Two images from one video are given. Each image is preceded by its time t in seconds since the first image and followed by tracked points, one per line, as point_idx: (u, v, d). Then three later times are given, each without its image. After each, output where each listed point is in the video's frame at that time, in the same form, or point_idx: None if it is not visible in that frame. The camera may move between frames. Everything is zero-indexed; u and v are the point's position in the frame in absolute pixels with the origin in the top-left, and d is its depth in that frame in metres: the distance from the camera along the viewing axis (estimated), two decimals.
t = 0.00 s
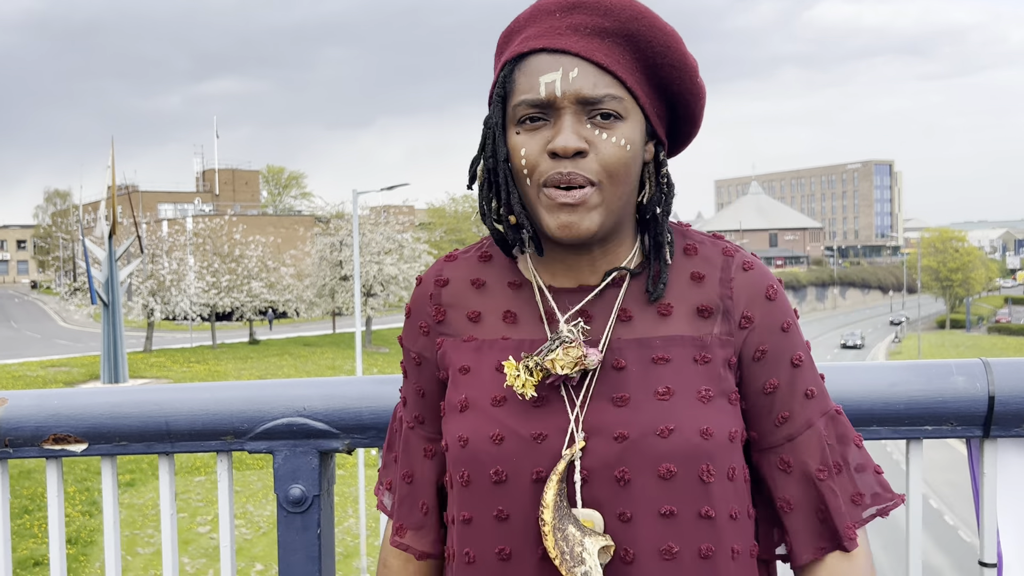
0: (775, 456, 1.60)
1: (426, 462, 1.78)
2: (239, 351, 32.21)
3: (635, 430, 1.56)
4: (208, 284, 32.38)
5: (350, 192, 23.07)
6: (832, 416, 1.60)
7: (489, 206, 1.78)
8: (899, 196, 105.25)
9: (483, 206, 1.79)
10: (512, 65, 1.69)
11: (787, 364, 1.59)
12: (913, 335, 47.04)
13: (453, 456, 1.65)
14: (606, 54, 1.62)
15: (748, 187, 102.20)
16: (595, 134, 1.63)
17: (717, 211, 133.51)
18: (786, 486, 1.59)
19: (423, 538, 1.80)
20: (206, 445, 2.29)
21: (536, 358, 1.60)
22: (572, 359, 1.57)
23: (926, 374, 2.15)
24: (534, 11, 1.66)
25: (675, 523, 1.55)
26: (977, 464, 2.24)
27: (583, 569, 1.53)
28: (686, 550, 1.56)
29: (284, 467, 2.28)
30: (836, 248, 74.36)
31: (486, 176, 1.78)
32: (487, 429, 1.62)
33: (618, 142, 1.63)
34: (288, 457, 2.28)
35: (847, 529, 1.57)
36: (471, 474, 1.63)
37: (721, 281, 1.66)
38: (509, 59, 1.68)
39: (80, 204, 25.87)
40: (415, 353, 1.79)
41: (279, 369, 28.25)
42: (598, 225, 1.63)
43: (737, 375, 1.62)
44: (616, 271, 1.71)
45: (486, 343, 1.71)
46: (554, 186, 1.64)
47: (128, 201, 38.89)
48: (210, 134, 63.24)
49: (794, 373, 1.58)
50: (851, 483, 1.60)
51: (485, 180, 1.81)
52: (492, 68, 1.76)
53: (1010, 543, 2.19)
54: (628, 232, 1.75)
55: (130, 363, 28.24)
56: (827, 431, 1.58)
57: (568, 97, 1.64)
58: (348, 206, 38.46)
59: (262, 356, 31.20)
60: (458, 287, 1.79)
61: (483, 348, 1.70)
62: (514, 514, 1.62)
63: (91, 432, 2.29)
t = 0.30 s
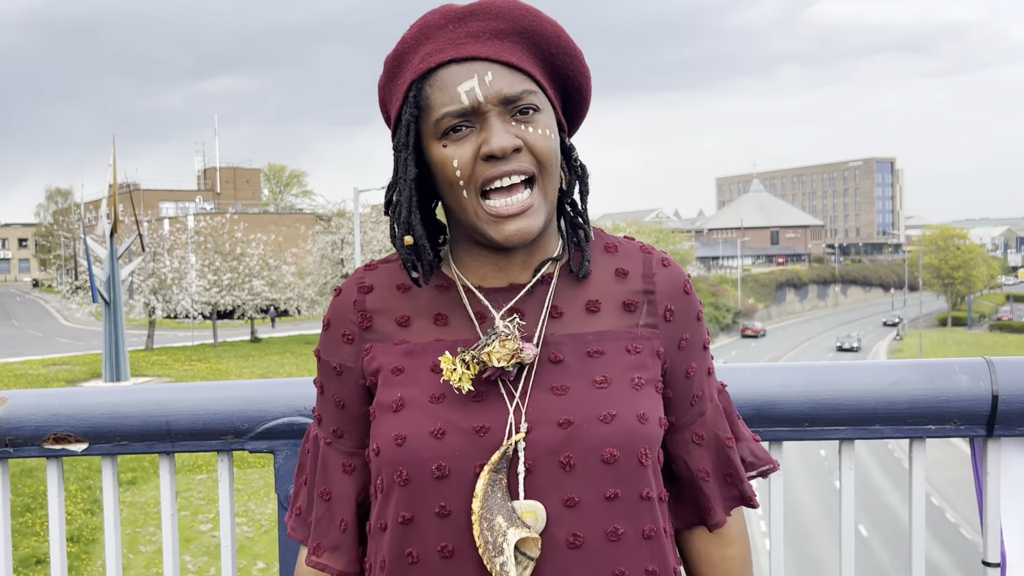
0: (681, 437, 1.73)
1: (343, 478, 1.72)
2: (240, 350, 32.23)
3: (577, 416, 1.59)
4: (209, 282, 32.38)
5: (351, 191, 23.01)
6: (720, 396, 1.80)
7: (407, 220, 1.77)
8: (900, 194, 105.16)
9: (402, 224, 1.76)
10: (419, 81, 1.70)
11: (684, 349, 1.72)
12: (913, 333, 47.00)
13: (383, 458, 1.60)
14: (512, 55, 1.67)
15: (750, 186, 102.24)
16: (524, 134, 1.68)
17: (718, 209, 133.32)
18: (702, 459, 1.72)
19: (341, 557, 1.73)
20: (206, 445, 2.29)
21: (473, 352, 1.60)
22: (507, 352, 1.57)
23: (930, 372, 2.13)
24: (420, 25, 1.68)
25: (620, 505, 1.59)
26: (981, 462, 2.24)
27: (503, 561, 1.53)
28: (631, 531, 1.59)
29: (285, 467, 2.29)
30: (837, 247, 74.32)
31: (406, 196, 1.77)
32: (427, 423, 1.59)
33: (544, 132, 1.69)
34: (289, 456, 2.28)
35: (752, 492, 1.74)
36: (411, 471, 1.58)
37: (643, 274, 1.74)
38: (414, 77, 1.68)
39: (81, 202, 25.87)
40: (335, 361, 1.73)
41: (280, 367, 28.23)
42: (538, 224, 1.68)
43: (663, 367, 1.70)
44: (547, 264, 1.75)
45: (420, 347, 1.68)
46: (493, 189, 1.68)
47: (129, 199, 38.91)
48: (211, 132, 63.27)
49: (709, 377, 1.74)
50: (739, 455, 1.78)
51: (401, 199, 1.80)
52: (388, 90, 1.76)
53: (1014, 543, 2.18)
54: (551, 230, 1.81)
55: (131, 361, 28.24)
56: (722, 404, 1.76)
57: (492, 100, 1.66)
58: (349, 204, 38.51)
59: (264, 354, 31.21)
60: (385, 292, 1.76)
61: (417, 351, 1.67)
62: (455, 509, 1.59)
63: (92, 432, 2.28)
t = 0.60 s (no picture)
0: (637, 427, 1.76)
1: (301, 487, 1.66)
2: (242, 348, 32.25)
3: (553, 412, 1.59)
4: (211, 281, 32.36)
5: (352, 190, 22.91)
6: (664, 393, 1.85)
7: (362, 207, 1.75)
8: (901, 192, 105.15)
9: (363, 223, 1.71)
10: (391, 72, 1.66)
11: (634, 340, 1.78)
12: (915, 331, 46.98)
13: (355, 467, 1.56)
14: (487, 57, 1.66)
15: (751, 185, 102.35)
16: (488, 138, 1.65)
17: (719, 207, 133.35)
18: (644, 454, 1.76)
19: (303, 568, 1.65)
20: (207, 445, 2.28)
21: (453, 347, 1.57)
22: (479, 351, 1.55)
23: (932, 372, 2.12)
24: (401, 13, 1.65)
25: (596, 495, 1.60)
26: (984, 463, 2.23)
27: (512, 558, 1.51)
28: (605, 521, 1.62)
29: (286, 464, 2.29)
30: (838, 245, 74.35)
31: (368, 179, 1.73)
32: (404, 428, 1.55)
33: (508, 140, 1.67)
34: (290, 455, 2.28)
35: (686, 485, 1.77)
36: (391, 477, 1.54)
37: (597, 268, 1.78)
38: (386, 68, 1.65)
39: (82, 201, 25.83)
40: (293, 364, 1.65)
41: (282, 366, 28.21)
42: (492, 221, 1.64)
43: (616, 354, 1.75)
44: (504, 265, 1.73)
45: (385, 349, 1.62)
46: (456, 189, 1.64)
47: (130, 198, 38.92)
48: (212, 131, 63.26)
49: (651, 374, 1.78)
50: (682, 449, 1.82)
51: (359, 188, 1.78)
52: (363, 75, 1.72)
53: (1016, 544, 2.18)
54: (509, 227, 1.79)
55: (133, 360, 28.23)
56: (665, 399, 1.81)
57: (460, 99, 1.63)
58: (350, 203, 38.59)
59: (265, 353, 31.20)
60: (340, 294, 1.68)
61: (383, 352, 1.62)
62: (440, 513, 1.55)
63: (92, 432, 2.28)
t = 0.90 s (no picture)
0: (631, 422, 1.76)
1: (298, 490, 1.65)
2: (242, 347, 32.25)
3: (545, 411, 1.58)
4: (211, 280, 32.33)
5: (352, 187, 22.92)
6: (664, 387, 1.84)
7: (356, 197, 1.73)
8: (901, 192, 105.22)
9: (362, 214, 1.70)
10: (403, 63, 1.64)
11: (627, 337, 1.77)
12: (916, 330, 47.00)
13: (346, 471, 1.56)
14: (504, 69, 1.62)
15: (751, 184, 102.48)
16: (483, 149, 1.62)
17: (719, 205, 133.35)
18: (640, 450, 1.75)
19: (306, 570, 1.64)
20: (207, 446, 2.27)
21: (428, 355, 1.54)
22: (460, 354, 1.53)
23: (936, 373, 2.12)
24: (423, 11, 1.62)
25: (588, 499, 1.60)
26: (989, 464, 2.22)
27: (514, 561, 1.50)
28: (600, 519, 1.60)
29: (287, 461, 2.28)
30: (839, 244, 74.42)
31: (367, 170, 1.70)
32: (397, 432, 1.54)
33: (504, 156, 1.64)
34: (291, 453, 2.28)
35: (686, 481, 1.75)
36: (383, 481, 1.53)
37: (586, 265, 1.78)
38: (400, 56, 1.62)
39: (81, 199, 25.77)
40: (281, 366, 1.64)
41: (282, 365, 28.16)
42: (477, 224, 1.61)
43: (607, 350, 1.74)
44: (486, 268, 1.72)
45: (374, 348, 1.61)
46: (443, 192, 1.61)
47: (131, 197, 38.91)
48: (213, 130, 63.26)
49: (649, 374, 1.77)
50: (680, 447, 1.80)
51: (357, 171, 1.75)
52: (383, 56, 1.70)
53: (1020, 542, 2.16)
54: (491, 235, 1.77)
55: (133, 359, 28.21)
56: (664, 396, 1.79)
57: (462, 105, 1.61)
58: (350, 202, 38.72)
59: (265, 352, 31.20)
60: (328, 296, 1.67)
61: (371, 353, 1.61)
62: (434, 517, 1.54)
63: (92, 433, 2.27)
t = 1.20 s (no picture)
0: (648, 424, 1.75)
1: (314, 480, 1.65)
2: (242, 347, 32.25)
3: (561, 411, 1.57)
4: (210, 279, 32.31)
5: (353, 188, 23.00)
6: (684, 390, 1.83)
7: (386, 190, 1.73)
8: (900, 192, 105.40)
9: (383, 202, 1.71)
10: (429, 59, 1.63)
11: (646, 339, 1.76)
12: (915, 330, 47.09)
13: (361, 465, 1.55)
14: (532, 67, 1.62)
15: (750, 184, 102.65)
16: (510, 146, 1.62)
17: (718, 205, 133.38)
18: (656, 452, 1.75)
19: (319, 562, 1.64)
20: (207, 448, 2.27)
21: (446, 351, 1.55)
22: (481, 350, 1.53)
23: (937, 374, 2.12)
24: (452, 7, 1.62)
25: (602, 499, 1.60)
26: (989, 466, 2.22)
27: (519, 561, 1.50)
28: (613, 523, 1.60)
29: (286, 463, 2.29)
30: (838, 244, 74.56)
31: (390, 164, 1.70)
32: (411, 429, 1.54)
33: (532, 154, 1.63)
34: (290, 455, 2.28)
35: (702, 483, 1.75)
36: (396, 478, 1.53)
37: (608, 264, 1.77)
38: (428, 51, 1.62)
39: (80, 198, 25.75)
40: (299, 356, 1.63)
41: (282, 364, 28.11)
42: (503, 223, 1.60)
43: (627, 351, 1.73)
44: (506, 264, 1.72)
45: (391, 342, 1.60)
46: (462, 189, 1.61)
47: (129, 197, 38.93)
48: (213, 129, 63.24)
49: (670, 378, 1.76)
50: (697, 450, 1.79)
51: (383, 164, 1.74)
52: (410, 52, 1.69)
53: (1020, 543, 2.16)
54: (513, 235, 1.76)
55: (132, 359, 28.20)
56: (682, 399, 1.79)
57: (490, 102, 1.60)
58: (349, 202, 38.88)
59: (265, 351, 31.18)
60: (350, 284, 1.66)
61: (389, 346, 1.60)
62: (445, 514, 1.54)
63: (92, 434, 2.26)
